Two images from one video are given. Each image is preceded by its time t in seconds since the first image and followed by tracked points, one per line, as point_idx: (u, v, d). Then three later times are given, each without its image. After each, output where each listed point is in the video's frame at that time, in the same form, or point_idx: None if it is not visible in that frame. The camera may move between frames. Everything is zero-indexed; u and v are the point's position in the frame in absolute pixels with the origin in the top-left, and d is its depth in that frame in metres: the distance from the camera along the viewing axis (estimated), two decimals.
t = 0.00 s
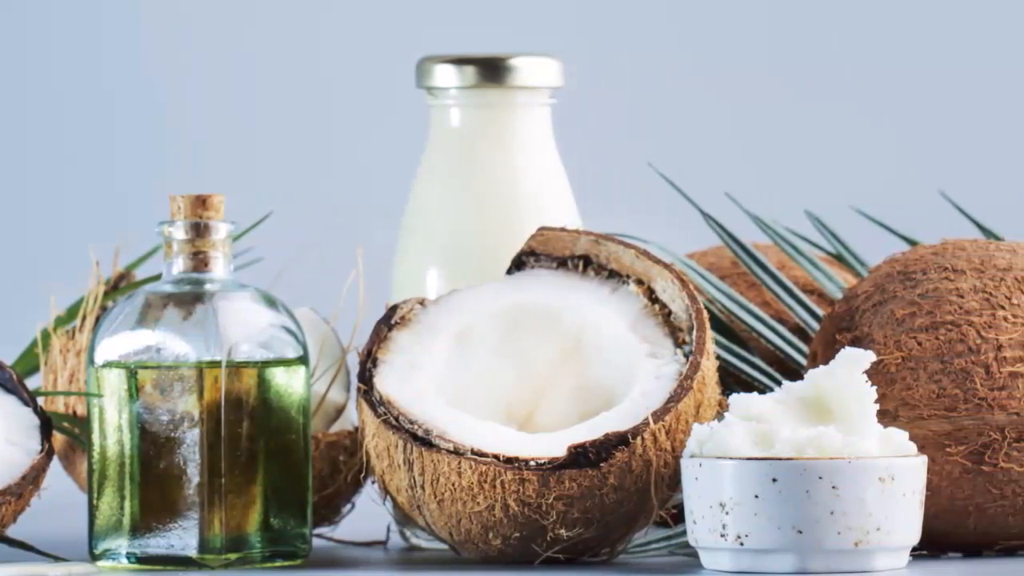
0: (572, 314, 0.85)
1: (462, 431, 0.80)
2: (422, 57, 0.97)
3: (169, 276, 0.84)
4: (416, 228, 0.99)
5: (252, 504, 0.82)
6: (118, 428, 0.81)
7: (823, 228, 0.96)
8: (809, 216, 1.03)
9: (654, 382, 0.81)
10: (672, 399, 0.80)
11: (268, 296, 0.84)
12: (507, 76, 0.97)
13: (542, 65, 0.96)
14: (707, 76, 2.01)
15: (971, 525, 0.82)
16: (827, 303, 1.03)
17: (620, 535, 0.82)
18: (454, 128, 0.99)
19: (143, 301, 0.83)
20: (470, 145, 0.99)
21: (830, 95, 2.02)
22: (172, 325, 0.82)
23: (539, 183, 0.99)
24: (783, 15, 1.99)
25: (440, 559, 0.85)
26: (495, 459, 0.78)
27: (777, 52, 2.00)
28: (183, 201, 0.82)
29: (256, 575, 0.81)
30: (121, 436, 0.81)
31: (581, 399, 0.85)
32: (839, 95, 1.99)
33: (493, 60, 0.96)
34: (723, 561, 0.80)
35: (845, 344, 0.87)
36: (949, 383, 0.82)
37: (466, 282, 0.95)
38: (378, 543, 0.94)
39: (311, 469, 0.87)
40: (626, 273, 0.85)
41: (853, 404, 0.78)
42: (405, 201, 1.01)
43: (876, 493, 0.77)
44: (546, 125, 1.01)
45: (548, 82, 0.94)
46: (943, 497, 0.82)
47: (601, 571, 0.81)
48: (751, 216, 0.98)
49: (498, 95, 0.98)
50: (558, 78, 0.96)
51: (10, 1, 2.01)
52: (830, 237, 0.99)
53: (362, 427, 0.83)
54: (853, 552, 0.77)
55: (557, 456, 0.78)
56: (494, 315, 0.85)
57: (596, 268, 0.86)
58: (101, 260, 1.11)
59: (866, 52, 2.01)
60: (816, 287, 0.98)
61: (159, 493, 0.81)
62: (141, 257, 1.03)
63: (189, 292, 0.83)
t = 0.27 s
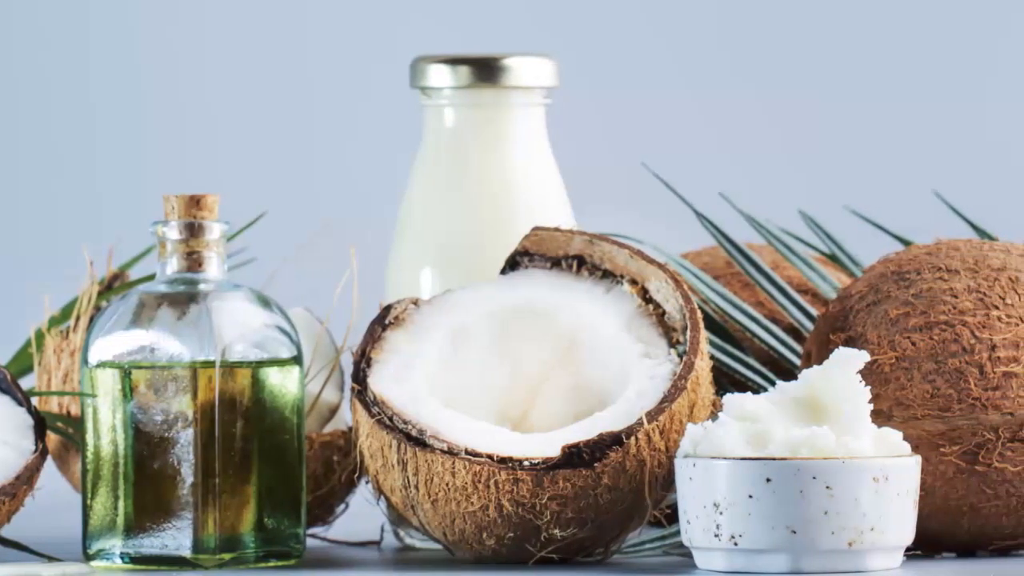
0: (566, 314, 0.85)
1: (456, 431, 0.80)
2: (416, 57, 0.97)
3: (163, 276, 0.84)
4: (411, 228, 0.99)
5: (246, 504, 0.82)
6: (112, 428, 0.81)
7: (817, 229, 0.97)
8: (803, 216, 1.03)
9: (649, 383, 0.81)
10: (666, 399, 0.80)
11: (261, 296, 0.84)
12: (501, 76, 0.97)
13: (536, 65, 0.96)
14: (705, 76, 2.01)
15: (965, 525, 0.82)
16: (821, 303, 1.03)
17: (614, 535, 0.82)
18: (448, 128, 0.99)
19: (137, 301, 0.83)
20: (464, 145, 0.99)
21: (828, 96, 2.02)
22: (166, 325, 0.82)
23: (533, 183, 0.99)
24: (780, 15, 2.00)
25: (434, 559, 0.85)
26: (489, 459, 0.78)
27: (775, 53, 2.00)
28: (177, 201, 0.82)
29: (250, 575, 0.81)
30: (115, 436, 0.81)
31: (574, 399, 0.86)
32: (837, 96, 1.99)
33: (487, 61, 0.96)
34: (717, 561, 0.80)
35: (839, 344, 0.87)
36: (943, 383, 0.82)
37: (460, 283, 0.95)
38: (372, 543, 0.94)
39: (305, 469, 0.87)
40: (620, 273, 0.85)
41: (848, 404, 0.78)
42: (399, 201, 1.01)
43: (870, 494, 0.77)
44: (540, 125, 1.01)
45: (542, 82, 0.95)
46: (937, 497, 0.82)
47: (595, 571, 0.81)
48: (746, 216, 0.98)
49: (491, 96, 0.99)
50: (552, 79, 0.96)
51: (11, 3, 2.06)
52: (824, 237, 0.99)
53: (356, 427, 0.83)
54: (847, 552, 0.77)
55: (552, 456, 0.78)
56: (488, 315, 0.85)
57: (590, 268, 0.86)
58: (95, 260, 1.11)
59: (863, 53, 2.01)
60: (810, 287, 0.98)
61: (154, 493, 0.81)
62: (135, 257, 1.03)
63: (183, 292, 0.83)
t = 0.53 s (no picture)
0: (560, 315, 0.85)
1: (449, 431, 0.80)
2: (410, 57, 0.97)
3: (157, 276, 0.84)
4: (405, 228, 0.99)
5: (240, 504, 0.82)
6: (106, 428, 0.81)
7: (811, 228, 0.97)
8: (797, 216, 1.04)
9: (642, 382, 0.81)
10: (660, 399, 0.80)
11: (255, 296, 0.84)
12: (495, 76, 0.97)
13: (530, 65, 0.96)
14: (705, 76, 2.01)
15: (959, 525, 0.82)
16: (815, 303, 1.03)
17: (607, 535, 0.82)
18: (441, 128, 0.99)
19: (131, 301, 0.83)
20: (458, 145, 0.99)
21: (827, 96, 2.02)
22: (160, 324, 0.82)
23: (528, 183, 0.99)
24: (781, 15, 2.00)
25: (428, 560, 0.85)
26: (483, 459, 0.78)
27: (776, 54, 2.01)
28: (172, 201, 0.82)
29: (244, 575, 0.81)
30: (109, 436, 0.81)
31: (569, 399, 0.85)
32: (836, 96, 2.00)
33: (481, 61, 0.96)
34: (711, 561, 0.80)
35: (833, 345, 0.87)
36: (937, 383, 0.83)
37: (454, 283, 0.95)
38: (366, 543, 0.94)
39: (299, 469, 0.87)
40: (614, 273, 0.85)
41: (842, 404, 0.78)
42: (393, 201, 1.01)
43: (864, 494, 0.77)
44: (534, 125, 1.01)
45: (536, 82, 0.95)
46: (931, 497, 0.82)
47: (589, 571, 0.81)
48: (740, 216, 0.98)
49: (485, 96, 0.99)
50: (545, 79, 0.96)
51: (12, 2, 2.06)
52: (818, 237, 0.99)
53: (350, 427, 0.83)
54: (841, 552, 0.77)
55: (545, 456, 0.78)
56: (481, 315, 0.85)
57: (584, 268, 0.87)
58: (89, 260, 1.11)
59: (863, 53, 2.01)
60: (804, 287, 0.98)
61: (147, 493, 0.81)
62: (130, 257, 1.03)
63: (177, 292, 0.83)
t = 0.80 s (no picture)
0: (554, 315, 0.85)
1: (443, 431, 0.80)
2: (404, 57, 0.97)
3: (151, 276, 0.84)
4: (398, 228, 0.99)
5: (234, 504, 0.82)
6: (100, 428, 0.81)
7: (805, 228, 0.97)
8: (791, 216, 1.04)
9: (636, 382, 0.81)
10: (654, 399, 0.80)
11: (249, 296, 0.84)
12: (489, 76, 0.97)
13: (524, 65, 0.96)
14: (705, 76, 2.02)
15: (953, 525, 0.82)
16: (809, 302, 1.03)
17: (601, 535, 0.82)
18: (435, 128, 0.99)
19: (125, 301, 0.83)
20: (452, 145, 0.99)
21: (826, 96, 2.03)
22: (154, 324, 0.82)
23: (522, 182, 0.99)
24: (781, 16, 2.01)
25: (422, 560, 0.85)
26: (477, 459, 0.78)
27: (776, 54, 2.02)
28: (166, 201, 0.82)
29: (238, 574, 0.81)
30: (103, 437, 0.81)
31: (562, 398, 0.85)
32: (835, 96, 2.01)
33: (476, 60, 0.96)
34: (704, 561, 0.80)
35: (827, 344, 0.87)
36: (931, 383, 0.83)
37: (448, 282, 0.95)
38: (360, 543, 0.94)
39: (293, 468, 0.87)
40: (608, 273, 0.85)
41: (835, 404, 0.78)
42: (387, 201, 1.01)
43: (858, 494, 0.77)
44: (528, 125, 1.01)
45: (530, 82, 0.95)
46: (925, 497, 0.82)
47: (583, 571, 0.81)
48: (735, 216, 0.98)
49: (479, 96, 0.99)
50: (540, 78, 0.96)
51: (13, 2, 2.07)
52: (812, 237, 0.99)
53: (344, 427, 0.83)
54: (835, 552, 0.77)
55: (539, 456, 0.78)
56: (475, 315, 0.85)
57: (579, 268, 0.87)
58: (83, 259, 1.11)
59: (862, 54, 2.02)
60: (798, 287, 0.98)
61: (142, 493, 0.81)
62: (124, 257, 1.03)
63: (171, 292, 0.83)
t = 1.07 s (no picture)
0: (548, 315, 0.85)
1: (437, 431, 0.80)
2: (398, 57, 0.97)
3: (145, 276, 0.84)
4: (392, 228, 0.99)
5: (228, 504, 0.82)
6: (94, 428, 0.81)
7: (799, 228, 0.97)
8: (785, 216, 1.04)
9: (631, 382, 0.81)
10: (648, 399, 0.80)
11: (243, 296, 0.84)
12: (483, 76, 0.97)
13: (518, 65, 0.96)
14: (706, 76, 2.03)
15: (947, 525, 0.82)
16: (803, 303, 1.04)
17: (595, 535, 0.82)
18: (429, 128, 0.99)
19: (119, 301, 0.83)
20: (446, 145, 0.99)
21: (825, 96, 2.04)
22: (148, 325, 0.82)
23: (516, 183, 1.00)
24: (781, 16, 2.02)
25: (416, 559, 0.85)
26: (471, 459, 0.78)
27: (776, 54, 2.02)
28: (160, 201, 0.82)
29: (232, 575, 0.81)
30: (97, 437, 0.81)
31: (556, 399, 0.85)
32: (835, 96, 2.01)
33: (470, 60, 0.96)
34: (698, 562, 0.80)
35: (821, 344, 0.87)
36: (925, 383, 0.83)
37: (442, 282, 0.95)
38: (354, 543, 0.95)
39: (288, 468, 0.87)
40: (602, 273, 0.85)
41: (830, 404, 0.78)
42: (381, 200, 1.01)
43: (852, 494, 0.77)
44: (522, 125, 1.01)
45: (524, 82, 0.95)
46: (919, 497, 0.81)
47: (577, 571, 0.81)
48: (729, 216, 0.99)
49: (472, 96, 0.99)
50: (534, 78, 0.97)
51: (13, 1, 2.06)
52: (805, 237, 0.99)
53: (339, 427, 0.83)
54: (829, 552, 0.77)
55: (533, 456, 0.78)
56: (469, 315, 0.85)
57: (572, 268, 0.87)
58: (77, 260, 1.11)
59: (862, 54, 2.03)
60: (793, 287, 0.98)
61: (136, 493, 0.81)
62: (117, 258, 1.03)
63: (165, 292, 0.83)
